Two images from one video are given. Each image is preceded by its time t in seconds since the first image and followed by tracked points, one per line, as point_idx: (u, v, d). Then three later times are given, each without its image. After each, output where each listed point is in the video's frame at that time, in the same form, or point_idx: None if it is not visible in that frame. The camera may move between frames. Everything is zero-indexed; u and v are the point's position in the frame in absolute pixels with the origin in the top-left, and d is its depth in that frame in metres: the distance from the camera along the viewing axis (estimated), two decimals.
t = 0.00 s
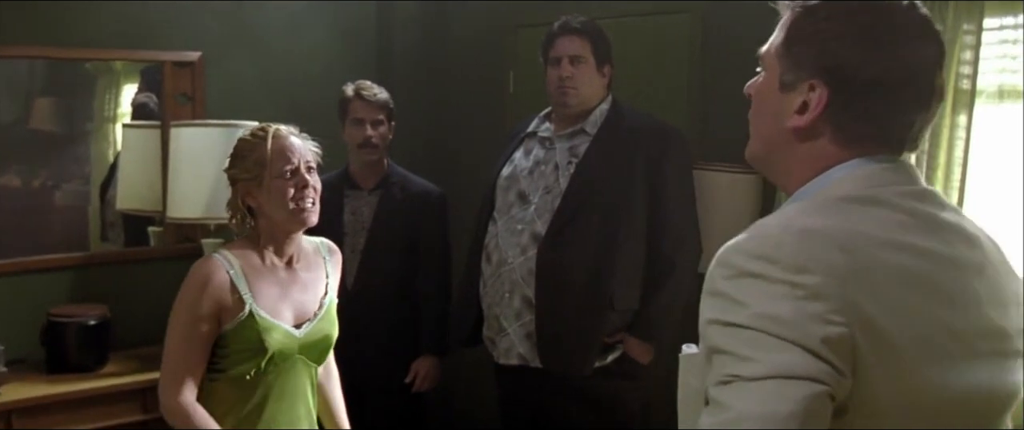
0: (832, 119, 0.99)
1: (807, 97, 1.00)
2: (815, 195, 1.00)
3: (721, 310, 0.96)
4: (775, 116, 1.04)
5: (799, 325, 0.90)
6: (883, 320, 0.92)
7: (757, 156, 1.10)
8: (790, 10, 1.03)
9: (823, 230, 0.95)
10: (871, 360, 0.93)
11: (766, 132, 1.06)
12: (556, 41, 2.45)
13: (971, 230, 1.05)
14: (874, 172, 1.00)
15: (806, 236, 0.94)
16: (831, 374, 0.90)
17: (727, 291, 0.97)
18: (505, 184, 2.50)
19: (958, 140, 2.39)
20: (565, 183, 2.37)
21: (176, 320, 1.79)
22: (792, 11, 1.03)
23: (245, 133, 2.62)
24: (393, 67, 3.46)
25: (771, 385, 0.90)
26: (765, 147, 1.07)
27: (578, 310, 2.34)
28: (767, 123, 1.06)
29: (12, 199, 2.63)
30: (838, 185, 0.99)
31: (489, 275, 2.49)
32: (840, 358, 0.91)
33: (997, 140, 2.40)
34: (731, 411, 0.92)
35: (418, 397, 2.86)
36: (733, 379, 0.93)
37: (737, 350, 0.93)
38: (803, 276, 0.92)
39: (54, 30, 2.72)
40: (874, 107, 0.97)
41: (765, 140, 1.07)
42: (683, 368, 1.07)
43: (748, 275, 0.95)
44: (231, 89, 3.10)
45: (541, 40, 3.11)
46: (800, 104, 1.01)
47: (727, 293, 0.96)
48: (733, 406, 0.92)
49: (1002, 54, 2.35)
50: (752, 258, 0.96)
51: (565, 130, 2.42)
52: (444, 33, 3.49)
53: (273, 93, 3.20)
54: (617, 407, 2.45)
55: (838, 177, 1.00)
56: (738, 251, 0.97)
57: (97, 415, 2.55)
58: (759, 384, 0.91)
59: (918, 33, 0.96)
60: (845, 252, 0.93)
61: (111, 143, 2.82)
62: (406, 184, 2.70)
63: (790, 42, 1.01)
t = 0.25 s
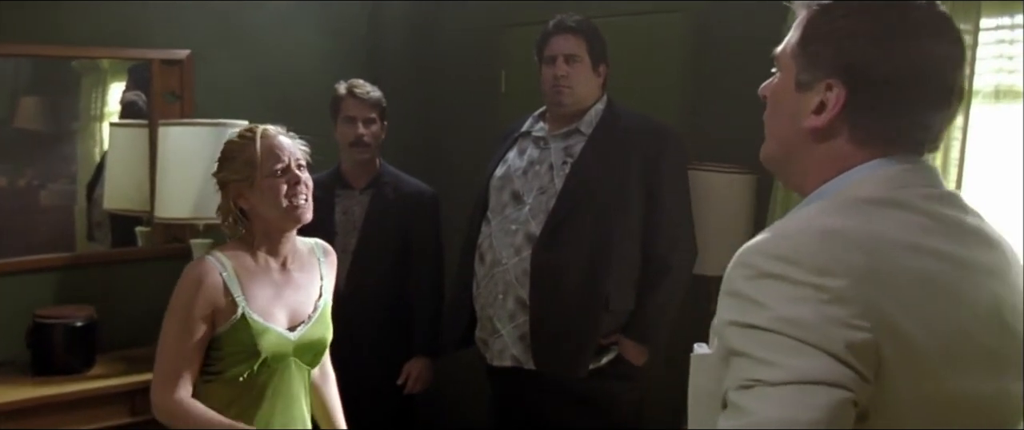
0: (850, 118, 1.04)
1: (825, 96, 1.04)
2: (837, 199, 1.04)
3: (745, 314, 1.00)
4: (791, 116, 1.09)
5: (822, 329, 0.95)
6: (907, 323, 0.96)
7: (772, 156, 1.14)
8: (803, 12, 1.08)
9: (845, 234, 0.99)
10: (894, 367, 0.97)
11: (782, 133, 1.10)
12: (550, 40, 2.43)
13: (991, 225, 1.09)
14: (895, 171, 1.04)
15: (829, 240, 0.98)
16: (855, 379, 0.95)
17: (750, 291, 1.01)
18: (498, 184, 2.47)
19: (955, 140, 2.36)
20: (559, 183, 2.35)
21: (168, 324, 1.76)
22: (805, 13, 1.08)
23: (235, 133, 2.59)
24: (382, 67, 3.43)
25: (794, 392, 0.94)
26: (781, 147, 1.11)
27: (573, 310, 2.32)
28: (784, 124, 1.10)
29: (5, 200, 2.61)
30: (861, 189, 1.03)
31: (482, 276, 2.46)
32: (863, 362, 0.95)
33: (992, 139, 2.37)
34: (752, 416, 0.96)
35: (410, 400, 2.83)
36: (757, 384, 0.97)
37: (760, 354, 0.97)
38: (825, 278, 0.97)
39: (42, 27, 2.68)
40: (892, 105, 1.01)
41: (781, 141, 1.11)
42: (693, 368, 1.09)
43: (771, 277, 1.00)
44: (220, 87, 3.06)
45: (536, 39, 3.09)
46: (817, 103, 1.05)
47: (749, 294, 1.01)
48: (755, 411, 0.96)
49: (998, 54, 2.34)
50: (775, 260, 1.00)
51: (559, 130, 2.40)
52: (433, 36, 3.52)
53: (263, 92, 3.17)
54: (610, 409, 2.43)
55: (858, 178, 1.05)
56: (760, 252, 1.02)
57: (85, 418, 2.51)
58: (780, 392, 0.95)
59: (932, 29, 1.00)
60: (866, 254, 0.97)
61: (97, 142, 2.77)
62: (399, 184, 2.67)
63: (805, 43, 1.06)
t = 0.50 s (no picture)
0: (865, 118, 1.07)
1: (841, 97, 1.08)
2: (859, 207, 1.06)
3: (768, 326, 1.01)
4: (806, 117, 1.12)
5: (852, 343, 0.98)
6: (933, 334, 0.99)
7: (782, 158, 1.17)
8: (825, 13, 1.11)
9: (871, 246, 1.01)
10: (918, 377, 1.00)
11: (796, 135, 1.14)
12: (539, 43, 2.41)
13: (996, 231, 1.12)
14: (911, 178, 1.06)
15: (855, 254, 1.01)
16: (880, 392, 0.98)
17: (775, 300, 1.02)
18: (486, 188, 2.43)
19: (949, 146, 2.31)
20: (549, 187, 2.32)
21: (153, 332, 1.73)
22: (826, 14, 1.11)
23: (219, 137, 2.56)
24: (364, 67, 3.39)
25: (822, 408, 0.96)
26: (793, 148, 1.14)
27: (563, 316, 2.30)
28: (799, 125, 1.13)
29: None
30: (882, 197, 1.06)
31: (470, 281, 2.42)
32: (888, 376, 0.98)
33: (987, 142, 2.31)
34: None
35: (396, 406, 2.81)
36: (781, 399, 0.98)
37: (788, 367, 0.99)
38: (854, 292, 0.99)
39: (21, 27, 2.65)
40: (906, 107, 1.04)
41: (794, 143, 1.14)
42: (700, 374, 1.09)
43: (798, 287, 1.01)
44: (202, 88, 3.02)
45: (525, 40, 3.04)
46: (833, 104, 1.09)
47: (772, 304, 1.02)
48: (778, 425, 0.97)
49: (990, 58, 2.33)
50: (802, 271, 1.02)
51: (548, 133, 2.37)
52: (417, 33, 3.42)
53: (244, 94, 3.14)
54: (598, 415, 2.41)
55: (877, 186, 1.07)
56: (785, 262, 1.03)
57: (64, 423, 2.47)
58: (807, 405, 0.96)
59: (953, 31, 1.03)
60: (893, 266, 1.00)
61: (76, 144, 2.73)
62: (385, 188, 2.63)
63: (825, 43, 1.09)
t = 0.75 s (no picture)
0: (864, 128, 1.05)
1: (841, 105, 1.06)
2: (856, 217, 1.04)
3: (769, 341, 1.00)
4: (806, 126, 1.10)
5: (855, 355, 0.96)
6: (936, 347, 0.98)
7: (781, 166, 1.15)
8: (826, 21, 1.10)
9: (870, 257, 0.99)
10: (922, 388, 0.99)
11: (794, 143, 1.12)
12: (530, 47, 2.38)
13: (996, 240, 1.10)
14: (907, 188, 1.04)
15: (854, 266, 0.99)
16: (884, 405, 0.97)
17: (774, 315, 1.01)
18: (477, 193, 2.42)
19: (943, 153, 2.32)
20: (541, 192, 2.30)
21: (136, 340, 1.71)
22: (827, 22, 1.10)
23: (205, 147, 2.55)
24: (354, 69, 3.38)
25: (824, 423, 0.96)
26: (792, 156, 1.13)
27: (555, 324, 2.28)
28: (799, 134, 1.11)
29: None
30: (880, 207, 1.04)
31: (461, 287, 2.41)
32: (893, 387, 0.97)
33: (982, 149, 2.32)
34: None
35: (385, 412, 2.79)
36: (784, 415, 0.98)
37: (790, 383, 0.98)
38: (855, 304, 0.98)
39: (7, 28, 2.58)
40: (906, 116, 1.03)
41: (793, 151, 1.13)
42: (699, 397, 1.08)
43: (797, 301, 1.00)
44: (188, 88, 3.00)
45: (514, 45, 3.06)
46: (832, 113, 1.07)
47: (772, 319, 1.01)
48: None
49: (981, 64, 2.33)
50: (800, 285, 1.00)
51: (540, 139, 2.36)
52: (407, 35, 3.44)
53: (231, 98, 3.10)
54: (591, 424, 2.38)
55: (875, 195, 1.05)
56: (783, 276, 1.02)
57: None
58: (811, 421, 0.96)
59: (958, 41, 1.02)
60: (894, 277, 0.99)
61: (60, 149, 2.66)
62: (375, 193, 2.61)
63: (826, 50, 1.08)
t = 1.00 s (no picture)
0: (862, 132, 1.03)
1: (838, 108, 1.04)
2: (856, 223, 1.01)
3: (765, 350, 0.97)
4: (803, 130, 1.09)
5: (852, 363, 0.94)
6: (936, 355, 0.95)
7: (779, 171, 1.13)
8: (822, 23, 1.08)
9: (869, 263, 0.97)
10: (922, 397, 0.96)
11: (791, 148, 1.11)
12: (524, 50, 2.38)
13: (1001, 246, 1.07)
14: (907, 193, 1.02)
15: (853, 272, 0.96)
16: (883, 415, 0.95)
17: (770, 323, 0.98)
18: (470, 197, 2.40)
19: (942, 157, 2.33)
20: (534, 196, 2.28)
21: (123, 344, 1.68)
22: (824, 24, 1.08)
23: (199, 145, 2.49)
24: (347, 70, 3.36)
25: None
26: (790, 161, 1.11)
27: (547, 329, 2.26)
28: (797, 139, 1.09)
29: None
30: (879, 212, 1.01)
31: (453, 292, 2.38)
32: (891, 396, 0.95)
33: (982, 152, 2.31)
34: None
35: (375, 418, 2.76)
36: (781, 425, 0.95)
37: (787, 392, 0.95)
38: (854, 311, 0.95)
39: None
40: (902, 121, 1.01)
41: (791, 156, 1.11)
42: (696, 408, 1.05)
43: (793, 309, 0.98)
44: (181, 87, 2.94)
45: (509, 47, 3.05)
46: (829, 116, 1.05)
47: (769, 326, 0.98)
48: None
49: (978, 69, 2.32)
50: (797, 292, 0.98)
51: (534, 142, 2.33)
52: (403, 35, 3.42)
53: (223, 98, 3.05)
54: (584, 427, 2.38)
55: (874, 200, 1.02)
56: (779, 283, 0.99)
57: None
58: None
59: (956, 45, 0.99)
60: (894, 284, 0.96)
61: (48, 151, 2.59)
62: (366, 195, 2.58)
63: (823, 53, 1.05)
